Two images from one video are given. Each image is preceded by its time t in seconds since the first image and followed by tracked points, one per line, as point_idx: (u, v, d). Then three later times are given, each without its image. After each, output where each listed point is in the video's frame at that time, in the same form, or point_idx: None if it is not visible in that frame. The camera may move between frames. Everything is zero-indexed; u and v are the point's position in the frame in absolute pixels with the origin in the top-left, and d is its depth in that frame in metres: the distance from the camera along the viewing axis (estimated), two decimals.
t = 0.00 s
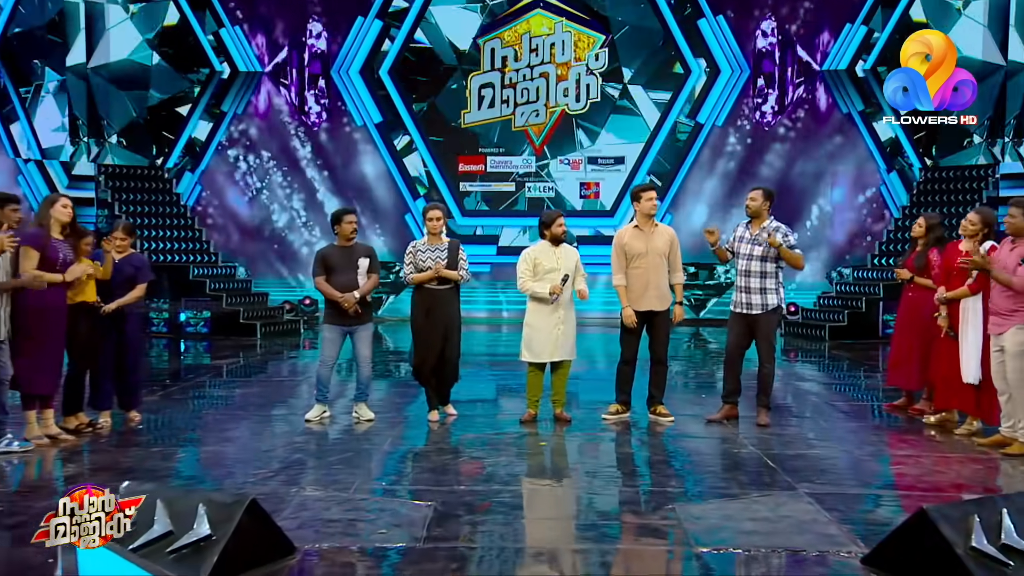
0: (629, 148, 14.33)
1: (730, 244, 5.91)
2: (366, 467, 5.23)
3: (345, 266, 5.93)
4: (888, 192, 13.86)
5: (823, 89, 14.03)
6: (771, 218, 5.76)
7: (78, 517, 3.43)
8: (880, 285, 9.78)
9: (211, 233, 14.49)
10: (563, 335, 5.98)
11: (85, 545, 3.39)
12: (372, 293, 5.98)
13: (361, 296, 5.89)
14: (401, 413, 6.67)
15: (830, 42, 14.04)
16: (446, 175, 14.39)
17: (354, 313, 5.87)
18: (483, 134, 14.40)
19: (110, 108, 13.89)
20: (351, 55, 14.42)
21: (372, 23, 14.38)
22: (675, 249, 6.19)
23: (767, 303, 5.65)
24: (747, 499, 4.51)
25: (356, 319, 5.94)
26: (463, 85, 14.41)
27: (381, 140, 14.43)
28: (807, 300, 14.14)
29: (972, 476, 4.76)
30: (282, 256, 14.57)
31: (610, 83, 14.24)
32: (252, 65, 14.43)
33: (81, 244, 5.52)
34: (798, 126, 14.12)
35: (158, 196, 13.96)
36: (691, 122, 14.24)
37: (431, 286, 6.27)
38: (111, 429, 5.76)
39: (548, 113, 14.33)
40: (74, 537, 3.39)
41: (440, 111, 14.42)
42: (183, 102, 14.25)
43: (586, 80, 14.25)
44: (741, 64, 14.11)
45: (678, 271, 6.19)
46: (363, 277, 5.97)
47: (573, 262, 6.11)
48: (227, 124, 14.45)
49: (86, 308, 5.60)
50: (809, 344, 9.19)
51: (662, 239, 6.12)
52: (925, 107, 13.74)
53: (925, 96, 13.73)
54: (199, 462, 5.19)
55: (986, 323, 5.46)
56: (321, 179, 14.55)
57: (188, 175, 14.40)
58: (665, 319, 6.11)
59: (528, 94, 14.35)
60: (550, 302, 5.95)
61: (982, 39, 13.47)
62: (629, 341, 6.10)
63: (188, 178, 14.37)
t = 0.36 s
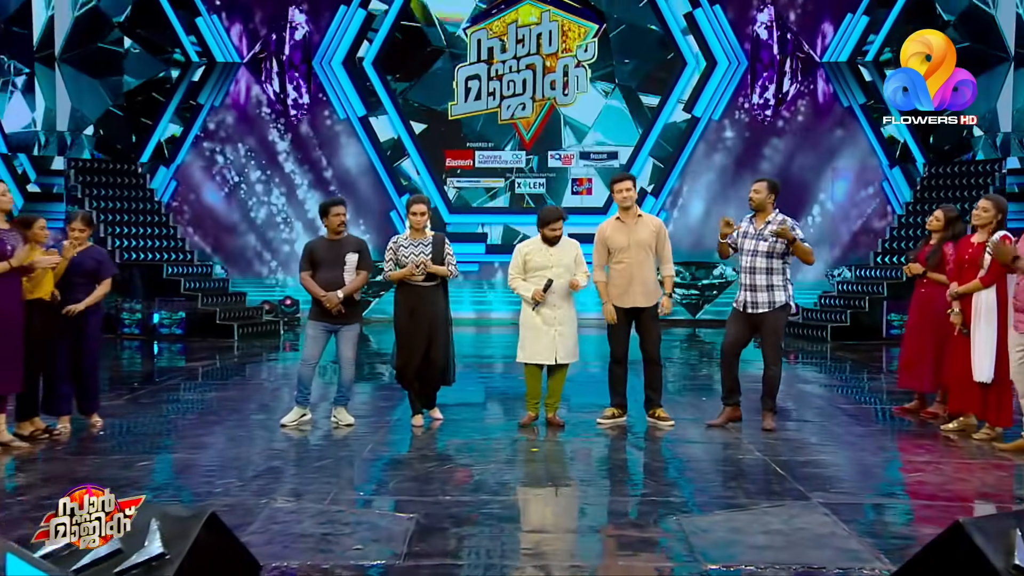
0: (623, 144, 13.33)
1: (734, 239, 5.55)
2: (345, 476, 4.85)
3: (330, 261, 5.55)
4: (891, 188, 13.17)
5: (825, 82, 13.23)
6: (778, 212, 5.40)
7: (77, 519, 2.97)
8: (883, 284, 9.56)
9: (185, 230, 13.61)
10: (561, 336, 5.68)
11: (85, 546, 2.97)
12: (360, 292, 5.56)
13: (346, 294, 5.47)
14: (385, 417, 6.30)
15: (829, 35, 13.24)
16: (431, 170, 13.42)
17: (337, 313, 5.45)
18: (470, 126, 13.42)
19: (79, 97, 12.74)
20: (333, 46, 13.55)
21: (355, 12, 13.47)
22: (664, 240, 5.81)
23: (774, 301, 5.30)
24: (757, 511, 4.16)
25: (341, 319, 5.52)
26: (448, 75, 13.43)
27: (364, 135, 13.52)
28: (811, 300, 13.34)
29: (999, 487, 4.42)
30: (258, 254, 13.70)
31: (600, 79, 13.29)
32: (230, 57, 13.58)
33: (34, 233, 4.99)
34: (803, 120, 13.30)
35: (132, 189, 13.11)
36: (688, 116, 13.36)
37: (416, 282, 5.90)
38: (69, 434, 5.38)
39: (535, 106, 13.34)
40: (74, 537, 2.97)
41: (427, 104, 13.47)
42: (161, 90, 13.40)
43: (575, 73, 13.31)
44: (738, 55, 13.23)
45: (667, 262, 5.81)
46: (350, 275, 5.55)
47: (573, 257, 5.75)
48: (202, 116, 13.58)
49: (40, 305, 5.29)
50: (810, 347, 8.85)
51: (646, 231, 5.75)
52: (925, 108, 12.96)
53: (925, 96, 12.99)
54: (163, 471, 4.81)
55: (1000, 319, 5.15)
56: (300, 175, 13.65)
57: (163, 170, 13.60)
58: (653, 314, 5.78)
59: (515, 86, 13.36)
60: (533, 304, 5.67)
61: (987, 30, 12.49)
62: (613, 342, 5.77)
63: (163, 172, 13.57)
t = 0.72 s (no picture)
0: (618, 139, 12.58)
1: (739, 229, 5.29)
2: (320, 486, 4.48)
3: (305, 254, 5.18)
4: (896, 185, 12.50)
5: (825, 75, 12.56)
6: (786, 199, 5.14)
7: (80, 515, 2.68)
8: (889, 283, 9.39)
9: (159, 228, 12.68)
10: (541, 339, 5.33)
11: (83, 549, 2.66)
12: (337, 289, 5.20)
13: (321, 290, 5.10)
14: (367, 422, 5.94)
15: (833, 24, 12.56)
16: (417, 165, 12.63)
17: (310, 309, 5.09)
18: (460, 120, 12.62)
19: (53, 87, 11.80)
20: (316, 34, 12.71)
21: None
22: (654, 233, 5.38)
23: (782, 296, 5.04)
24: (769, 524, 3.80)
25: (313, 318, 5.16)
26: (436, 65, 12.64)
27: (349, 129, 12.70)
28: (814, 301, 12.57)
29: None
30: (236, 252, 12.76)
31: (591, 72, 12.52)
32: (208, 46, 12.74)
33: None
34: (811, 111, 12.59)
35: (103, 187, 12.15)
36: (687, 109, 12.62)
37: (399, 278, 5.53)
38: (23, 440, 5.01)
39: (523, 99, 12.56)
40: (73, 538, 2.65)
41: (413, 95, 12.67)
42: (140, 75, 12.52)
43: (564, 64, 12.52)
44: (737, 46, 12.54)
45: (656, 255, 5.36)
46: (326, 271, 5.19)
47: (563, 254, 5.39)
48: (178, 108, 12.66)
49: None
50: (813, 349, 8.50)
51: (633, 224, 5.39)
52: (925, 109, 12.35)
53: (925, 96, 12.38)
54: (121, 482, 4.43)
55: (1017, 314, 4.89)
56: (282, 168, 12.73)
57: (136, 164, 12.63)
58: (640, 315, 5.39)
59: (503, 78, 12.60)
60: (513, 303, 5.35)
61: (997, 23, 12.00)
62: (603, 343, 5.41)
63: (136, 166, 12.62)
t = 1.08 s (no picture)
0: (615, 136, 11.89)
1: (749, 225, 4.99)
2: (297, 502, 4.13)
3: (271, 250, 5.01)
4: (903, 185, 11.75)
5: (829, 69, 11.87)
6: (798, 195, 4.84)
7: (78, 517, 3.22)
8: (899, 285, 9.24)
9: (137, 228, 11.88)
10: (523, 339, 5.02)
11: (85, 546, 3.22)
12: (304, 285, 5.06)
13: (290, 287, 4.97)
14: (352, 430, 5.58)
15: (837, 15, 11.88)
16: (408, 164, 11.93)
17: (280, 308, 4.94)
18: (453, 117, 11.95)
19: (25, 74, 10.95)
20: (301, 27, 12.00)
21: None
22: (659, 228, 5.04)
23: (797, 298, 4.76)
24: (790, 544, 3.46)
25: (280, 317, 5.03)
26: (426, 60, 11.94)
27: (337, 125, 11.97)
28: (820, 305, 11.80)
29: None
30: (218, 253, 12.00)
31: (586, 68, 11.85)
32: (186, 37, 12.00)
33: None
34: (822, 107, 11.85)
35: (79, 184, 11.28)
36: (688, 106, 11.92)
37: (388, 275, 5.18)
38: None
39: (515, 95, 11.92)
40: (74, 536, 3.19)
41: (400, 90, 11.96)
42: (117, 65, 11.73)
43: (557, 59, 11.87)
44: (738, 38, 11.83)
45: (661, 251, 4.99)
46: (293, 267, 5.06)
47: (549, 249, 5.09)
48: (157, 103, 11.89)
49: None
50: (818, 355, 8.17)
51: (636, 219, 5.06)
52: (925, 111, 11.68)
53: (925, 96, 11.67)
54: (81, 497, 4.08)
55: None
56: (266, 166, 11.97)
57: (112, 161, 11.78)
58: (645, 314, 5.05)
59: (493, 73, 11.94)
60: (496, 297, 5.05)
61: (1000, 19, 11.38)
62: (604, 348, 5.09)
63: (112, 164, 11.77)
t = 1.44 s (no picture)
0: (612, 136, 11.20)
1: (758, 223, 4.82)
2: (271, 523, 3.80)
3: (231, 254, 4.94)
4: (912, 187, 11.06)
5: (837, 67, 11.14)
6: (811, 193, 4.68)
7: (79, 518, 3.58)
8: (906, 290, 9.19)
9: (112, 229, 11.15)
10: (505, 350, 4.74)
11: (85, 546, 3.50)
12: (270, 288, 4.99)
13: (255, 291, 4.89)
14: (333, 442, 5.22)
15: (841, 11, 11.19)
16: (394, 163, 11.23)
17: (247, 315, 4.87)
18: (441, 114, 11.27)
19: None
20: (283, 20, 11.27)
21: None
22: (680, 227, 4.71)
23: (812, 301, 4.61)
24: (811, 571, 3.15)
25: (249, 324, 4.93)
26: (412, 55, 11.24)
27: (321, 123, 11.24)
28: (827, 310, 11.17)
29: None
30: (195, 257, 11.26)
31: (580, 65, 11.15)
32: (166, 31, 11.24)
33: None
34: (832, 103, 11.15)
35: (50, 184, 10.73)
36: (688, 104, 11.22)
37: (376, 277, 4.84)
38: None
39: (506, 92, 11.21)
40: (74, 536, 3.52)
41: (386, 86, 11.28)
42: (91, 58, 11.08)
43: (548, 55, 11.15)
44: (738, 34, 11.19)
45: (683, 250, 4.69)
46: (257, 268, 4.99)
47: (531, 255, 4.77)
48: (133, 100, 11.17)
49: None
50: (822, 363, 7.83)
51: (653, 217, 4.75)
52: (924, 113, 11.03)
53: (925, 96, 11.04)
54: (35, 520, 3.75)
55: None
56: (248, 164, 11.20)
57: (85, 160, 11.10)
58: (663, 319, 4.76)
59: (483, 70, 11.23)
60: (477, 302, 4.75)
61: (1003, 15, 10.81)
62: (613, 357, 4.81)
63: (85, 163, 11.10)
